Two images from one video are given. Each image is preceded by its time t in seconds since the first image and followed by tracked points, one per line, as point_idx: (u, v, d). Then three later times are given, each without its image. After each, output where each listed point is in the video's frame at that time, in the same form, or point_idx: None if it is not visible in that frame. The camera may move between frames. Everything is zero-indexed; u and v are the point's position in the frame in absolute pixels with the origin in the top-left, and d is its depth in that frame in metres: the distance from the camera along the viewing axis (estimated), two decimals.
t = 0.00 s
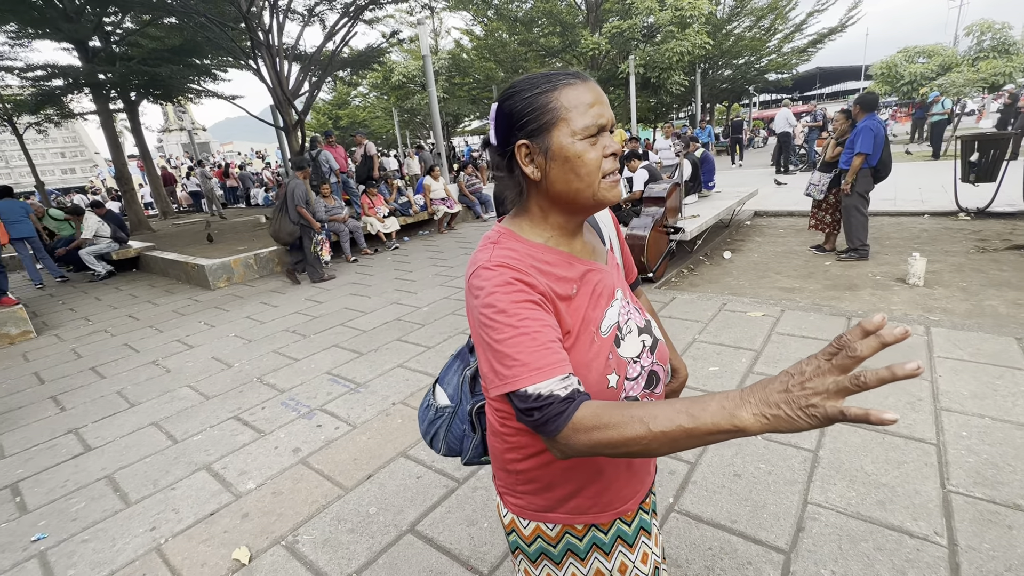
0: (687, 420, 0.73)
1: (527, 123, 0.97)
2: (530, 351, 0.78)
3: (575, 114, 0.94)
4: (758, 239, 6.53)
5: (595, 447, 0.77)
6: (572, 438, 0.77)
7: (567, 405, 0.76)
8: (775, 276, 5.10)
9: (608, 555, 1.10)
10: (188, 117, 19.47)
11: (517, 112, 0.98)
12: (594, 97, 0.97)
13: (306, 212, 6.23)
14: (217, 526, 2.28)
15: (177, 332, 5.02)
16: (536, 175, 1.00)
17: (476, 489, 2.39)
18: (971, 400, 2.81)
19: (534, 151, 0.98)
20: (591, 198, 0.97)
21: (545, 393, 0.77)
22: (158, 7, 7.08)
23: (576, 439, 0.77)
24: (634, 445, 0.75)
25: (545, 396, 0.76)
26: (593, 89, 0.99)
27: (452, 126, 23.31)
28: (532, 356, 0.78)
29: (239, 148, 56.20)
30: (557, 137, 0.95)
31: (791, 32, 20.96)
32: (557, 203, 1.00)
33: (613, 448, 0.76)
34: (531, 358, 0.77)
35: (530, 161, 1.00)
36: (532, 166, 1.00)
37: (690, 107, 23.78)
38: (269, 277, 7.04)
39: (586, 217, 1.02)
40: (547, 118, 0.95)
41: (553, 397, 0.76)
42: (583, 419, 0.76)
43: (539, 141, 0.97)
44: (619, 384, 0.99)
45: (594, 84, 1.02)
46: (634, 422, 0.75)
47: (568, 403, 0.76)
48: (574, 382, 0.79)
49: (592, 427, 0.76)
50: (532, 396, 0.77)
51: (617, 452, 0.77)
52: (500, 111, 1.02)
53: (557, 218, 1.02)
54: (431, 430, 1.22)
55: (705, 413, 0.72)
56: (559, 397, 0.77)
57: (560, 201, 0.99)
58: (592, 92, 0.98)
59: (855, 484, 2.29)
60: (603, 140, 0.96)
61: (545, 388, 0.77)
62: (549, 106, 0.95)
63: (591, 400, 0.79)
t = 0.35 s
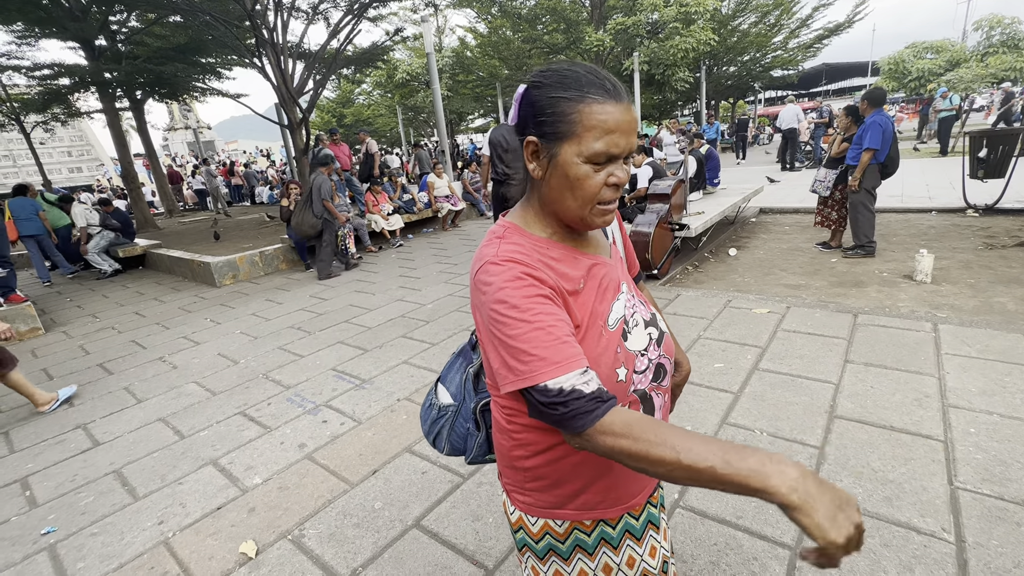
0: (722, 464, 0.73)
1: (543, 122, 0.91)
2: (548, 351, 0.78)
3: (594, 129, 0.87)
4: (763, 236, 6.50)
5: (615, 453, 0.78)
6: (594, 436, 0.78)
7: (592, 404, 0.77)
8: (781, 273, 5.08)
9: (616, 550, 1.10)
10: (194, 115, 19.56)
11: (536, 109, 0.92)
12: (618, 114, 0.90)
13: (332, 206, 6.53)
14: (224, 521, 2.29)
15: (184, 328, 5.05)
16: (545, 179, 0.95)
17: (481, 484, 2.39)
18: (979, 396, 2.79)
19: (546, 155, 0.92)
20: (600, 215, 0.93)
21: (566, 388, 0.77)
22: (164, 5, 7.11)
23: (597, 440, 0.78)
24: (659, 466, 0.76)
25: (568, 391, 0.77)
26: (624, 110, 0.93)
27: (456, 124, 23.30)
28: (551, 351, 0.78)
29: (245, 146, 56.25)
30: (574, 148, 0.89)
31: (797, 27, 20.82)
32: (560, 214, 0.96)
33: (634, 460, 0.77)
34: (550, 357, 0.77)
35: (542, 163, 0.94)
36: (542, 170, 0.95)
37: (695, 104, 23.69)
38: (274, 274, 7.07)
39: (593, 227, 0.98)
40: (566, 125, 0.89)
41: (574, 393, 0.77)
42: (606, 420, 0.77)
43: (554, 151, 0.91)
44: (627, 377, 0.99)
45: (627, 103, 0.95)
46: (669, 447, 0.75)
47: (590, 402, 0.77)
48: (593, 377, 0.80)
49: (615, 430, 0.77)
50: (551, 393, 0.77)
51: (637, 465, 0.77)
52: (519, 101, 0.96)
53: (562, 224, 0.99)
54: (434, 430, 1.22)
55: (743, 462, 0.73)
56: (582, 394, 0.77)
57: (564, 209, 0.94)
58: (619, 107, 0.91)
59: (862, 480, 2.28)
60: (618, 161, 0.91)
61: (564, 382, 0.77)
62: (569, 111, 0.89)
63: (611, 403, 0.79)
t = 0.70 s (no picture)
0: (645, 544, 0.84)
1: (579, 146, 0.86)
2: (553, 394, 0.78)
3: (625, 168, 0.83)
4: (764, 234, 6.49)
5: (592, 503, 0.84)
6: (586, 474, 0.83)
7: (593, 446, 0.80)
8: (782, 272, 5.08)
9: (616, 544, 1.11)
10: (195, 113, 19.57)
11: (571, 124, 0.87)
12: (652, 154, 0.86)
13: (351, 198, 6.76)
14: (226, 517, 2.31)
15: (185, 326, 5.06)
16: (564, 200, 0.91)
17: (482, 481, 2.40)
18: (980, 395, 2.79)
19: (570, 180, 0.88)
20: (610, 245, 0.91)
21: (571, 423, 0.79)
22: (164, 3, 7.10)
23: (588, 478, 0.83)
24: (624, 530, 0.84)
25: (575, 428, 0.79)
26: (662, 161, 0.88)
27: (457, 121, 23.28)
28: (559, 388, 0.78)
29: (247, 144, 56.28)
30: (601, 180, 0.85)
31: (800, 24, 20.75)
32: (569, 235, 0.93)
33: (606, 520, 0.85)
34: (555, 399, 0.78)
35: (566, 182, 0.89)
36: (564, 185, 0.89)
37: (697, 101, 23.63)
38: (275, 272, 7.08)
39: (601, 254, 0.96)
40: (599, 155, 0.84)
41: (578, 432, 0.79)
42: (603, 465, 0.82)
43: (582, 175, 0.86)
44: (631, 385, 0.99)
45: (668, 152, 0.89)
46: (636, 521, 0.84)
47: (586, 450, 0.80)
48: (594, 414, 0.82)
49: (604, 478, 0.83)
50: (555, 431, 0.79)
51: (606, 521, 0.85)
52: (556, 108, 0.89)
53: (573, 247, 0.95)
54: (428, 427, 1.19)
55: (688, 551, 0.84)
56: (586, 432, 0.79)
57: (576, 235, 0.91)
58: (656, 150, 0.86)
59: (862, 478, 2.28)
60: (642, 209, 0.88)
61: (569, 417, 0.79)
62: (605, 144, 0.84)
63: (610, 450, 0.82)
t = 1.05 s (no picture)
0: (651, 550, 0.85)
1: (559, 122, 0.89)
2: (564, 393, 0.79)
3: (611, 120, 0.86)
4: (765, 232, 6.49)
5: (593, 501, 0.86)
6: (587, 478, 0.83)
7: (592, 453, 0.81)
8: (783, 269, 5.08)
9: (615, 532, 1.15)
10: (195, 110, 19.54)
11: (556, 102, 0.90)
12: (632, 100, 0.89)
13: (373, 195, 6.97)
14: (228, 513, 2.31)
15: (186, 323, 5.07)
16: (566, 179, 0.93)
17: (483, 478, 2.41)
18: (980, 393, 2.79)
19: (566, 154, 0.90)
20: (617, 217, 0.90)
21: (572, 430, 0.80)
22: None
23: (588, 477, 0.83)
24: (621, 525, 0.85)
25: (574, 438, 0.80)
26: (638, 92, 0.92)
27: (457, 118, 23.23)
28: (568, 388, 0.79)
29: (247, 141, 56.23)
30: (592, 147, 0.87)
31: (802, 22, 20.69)
32: (576, 214, 0.94)
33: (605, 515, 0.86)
34: (564, 397, 0.79)
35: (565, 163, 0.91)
36: (558, 168, 0.94)
37: (698, 98, 23.57)
38: (276, 269, 7.09)
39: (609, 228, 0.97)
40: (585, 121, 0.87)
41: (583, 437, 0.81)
42: (598, 470, 0.82)
43: (566, 144, 0.90)
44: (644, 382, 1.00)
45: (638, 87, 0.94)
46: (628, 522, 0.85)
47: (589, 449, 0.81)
48: (595, 422, 0.83)
49: (601, 481, 0.83)
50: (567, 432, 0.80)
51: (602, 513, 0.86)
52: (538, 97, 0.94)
53: (585, 225, 0.96)
54: (431, 421, 1.20)
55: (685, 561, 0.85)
56: (585, 439, 0.81)
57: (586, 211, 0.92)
58: (630, 93, 0.89)
59: (863, 475, 2.29)
60: (631, 146, 0.88)
61: (570, 423, 0.80)
62: (568, 102, 0.89)
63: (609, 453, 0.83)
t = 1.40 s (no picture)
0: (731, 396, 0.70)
1: (516, 110, 0.94)
2: (554, 338, 0.76)
3: (559, 94, 0.88)
4: (764, 231, 6.49)
5: (629, 430, 0.73)
6: (599, 413, 0.73)
7: (587, 382, 0.74)
8: (782, 268, 5.09)
9: (626, 541, 1.11)
10: (193, 107, 19.49)
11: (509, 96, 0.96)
12: (582, 73, 0.90)
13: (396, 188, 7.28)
14: (226, 510, 2.31)
15: (184, 320, 5.05)
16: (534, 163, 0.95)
17: (482, 476, 2.40)
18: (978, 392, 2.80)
19: (526, 138, 0.94)
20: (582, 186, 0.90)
21: (568, 369, 0.75)
22: None
23: (598, 414, 0.73)
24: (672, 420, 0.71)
25: (568, 373, 0.74)
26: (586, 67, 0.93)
27: (456, 116, 23.21)
28: (554, 336, 0.76)
29: (245, 137, 56.12)
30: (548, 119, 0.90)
31: (800, 21, 20.71)
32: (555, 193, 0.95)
33: (645, 430, 0.73)
34: (553, 344, 0.75)
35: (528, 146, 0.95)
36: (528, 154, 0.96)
37: (697, 97, 23.60)
38: (274, 267, 7.07)
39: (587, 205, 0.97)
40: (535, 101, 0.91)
41: (581, 372, 0.75)
42: (605, 396, 0.73)
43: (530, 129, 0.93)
44: (641, 367, 0.98)
45: (587, 64, 0.97)
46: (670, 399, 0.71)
47: (590, 377, 0.74)
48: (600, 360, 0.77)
49: (622, 397, 0.72)
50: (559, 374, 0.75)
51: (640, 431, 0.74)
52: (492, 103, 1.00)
53: (563, 205, 0.97)
54: (437, 428, 1.21)
55: (752, 388, 0.69)
56: (580, 374, 0.74)
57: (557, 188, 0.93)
58: (580, 66, 0.92)
59: (862, 474, 2.29)
60: (592, 117, 0.89)
61: (567, 364, 0.75)
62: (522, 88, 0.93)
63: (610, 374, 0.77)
